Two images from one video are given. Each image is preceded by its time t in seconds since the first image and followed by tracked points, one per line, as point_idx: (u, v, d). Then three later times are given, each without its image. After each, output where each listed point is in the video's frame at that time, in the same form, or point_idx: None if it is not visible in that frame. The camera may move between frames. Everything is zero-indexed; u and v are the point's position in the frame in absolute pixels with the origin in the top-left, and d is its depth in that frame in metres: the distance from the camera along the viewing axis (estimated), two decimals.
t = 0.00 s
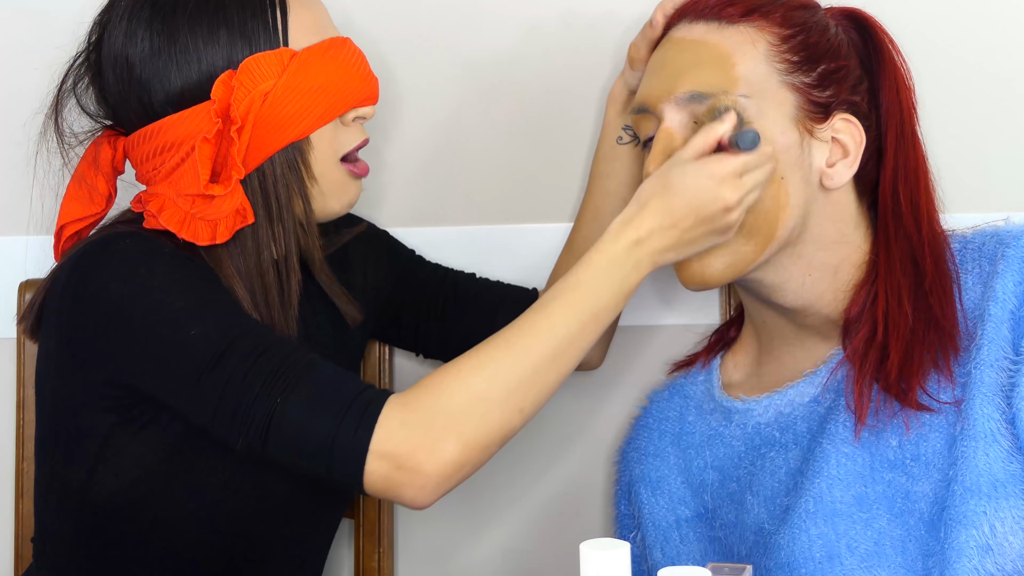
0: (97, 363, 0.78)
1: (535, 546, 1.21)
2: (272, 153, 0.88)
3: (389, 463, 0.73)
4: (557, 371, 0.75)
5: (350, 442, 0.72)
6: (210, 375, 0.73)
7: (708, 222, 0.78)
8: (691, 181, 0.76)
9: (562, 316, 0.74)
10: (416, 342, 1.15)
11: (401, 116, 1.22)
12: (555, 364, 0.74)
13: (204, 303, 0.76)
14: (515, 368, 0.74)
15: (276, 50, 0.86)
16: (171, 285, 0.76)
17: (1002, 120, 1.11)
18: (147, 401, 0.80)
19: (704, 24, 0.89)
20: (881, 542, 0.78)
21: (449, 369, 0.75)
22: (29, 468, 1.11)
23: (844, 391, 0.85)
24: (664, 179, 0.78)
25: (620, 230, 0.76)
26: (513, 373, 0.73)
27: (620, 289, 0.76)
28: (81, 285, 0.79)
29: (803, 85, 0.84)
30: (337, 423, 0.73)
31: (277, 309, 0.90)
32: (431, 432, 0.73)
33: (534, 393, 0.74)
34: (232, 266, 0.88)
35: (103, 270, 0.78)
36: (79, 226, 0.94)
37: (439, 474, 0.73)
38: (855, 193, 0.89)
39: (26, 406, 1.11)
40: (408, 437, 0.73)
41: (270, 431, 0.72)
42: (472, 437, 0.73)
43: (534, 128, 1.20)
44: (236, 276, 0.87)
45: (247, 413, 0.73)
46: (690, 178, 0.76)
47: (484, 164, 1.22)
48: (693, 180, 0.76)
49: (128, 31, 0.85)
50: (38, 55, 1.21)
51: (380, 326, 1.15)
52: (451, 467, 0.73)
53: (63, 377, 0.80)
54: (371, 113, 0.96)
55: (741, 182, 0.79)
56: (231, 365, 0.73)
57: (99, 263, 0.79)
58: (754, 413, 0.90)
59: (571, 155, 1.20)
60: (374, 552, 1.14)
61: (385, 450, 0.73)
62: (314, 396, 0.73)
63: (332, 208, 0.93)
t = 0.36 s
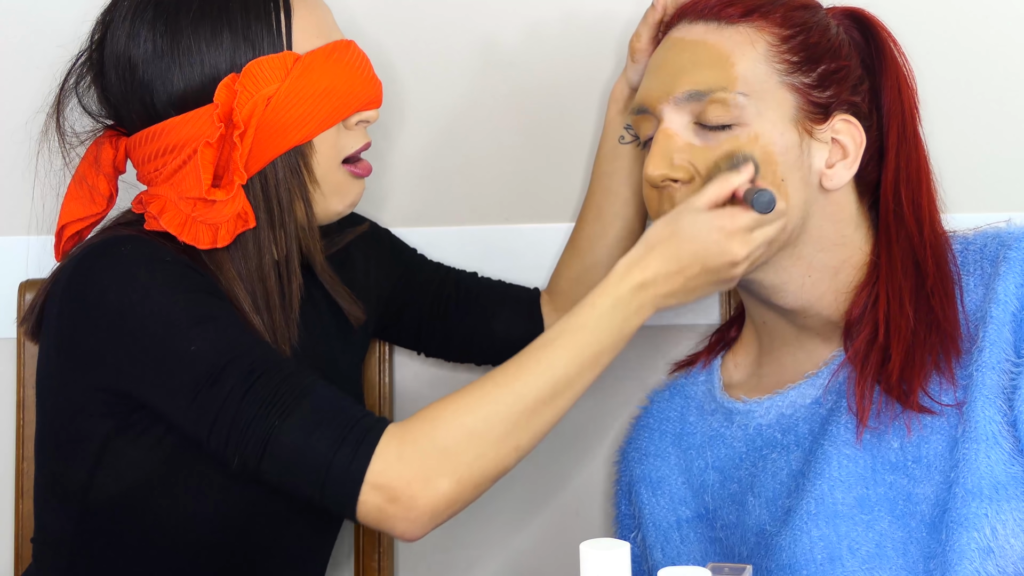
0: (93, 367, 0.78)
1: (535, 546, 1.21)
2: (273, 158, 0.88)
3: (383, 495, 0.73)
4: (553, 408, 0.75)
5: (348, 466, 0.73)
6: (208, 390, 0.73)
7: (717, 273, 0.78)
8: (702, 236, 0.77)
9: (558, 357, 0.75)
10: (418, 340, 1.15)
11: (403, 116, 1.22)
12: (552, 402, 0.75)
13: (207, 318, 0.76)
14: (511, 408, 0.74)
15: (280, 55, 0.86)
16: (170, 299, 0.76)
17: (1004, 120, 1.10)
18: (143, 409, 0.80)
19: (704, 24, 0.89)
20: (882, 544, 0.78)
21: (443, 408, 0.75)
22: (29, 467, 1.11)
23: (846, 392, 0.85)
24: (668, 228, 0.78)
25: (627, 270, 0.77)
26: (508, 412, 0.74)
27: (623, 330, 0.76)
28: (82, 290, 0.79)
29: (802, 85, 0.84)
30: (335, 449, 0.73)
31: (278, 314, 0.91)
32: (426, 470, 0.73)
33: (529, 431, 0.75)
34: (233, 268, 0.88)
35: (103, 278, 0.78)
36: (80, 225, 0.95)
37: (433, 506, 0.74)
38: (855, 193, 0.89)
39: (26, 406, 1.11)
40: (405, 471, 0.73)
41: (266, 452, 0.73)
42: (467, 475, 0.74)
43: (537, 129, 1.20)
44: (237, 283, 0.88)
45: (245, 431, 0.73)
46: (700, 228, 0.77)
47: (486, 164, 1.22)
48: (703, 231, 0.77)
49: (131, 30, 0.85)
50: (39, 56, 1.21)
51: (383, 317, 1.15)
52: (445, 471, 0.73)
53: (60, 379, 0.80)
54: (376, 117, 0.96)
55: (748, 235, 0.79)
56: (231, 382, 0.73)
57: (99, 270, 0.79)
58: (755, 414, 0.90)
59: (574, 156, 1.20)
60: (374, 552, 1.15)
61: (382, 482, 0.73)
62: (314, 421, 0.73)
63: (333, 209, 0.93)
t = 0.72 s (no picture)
0: (99, 364, 0.78)
1: (535, 545, 1.21)
2: (284, 153, 0.88)
3: (403, 475, 0.71)
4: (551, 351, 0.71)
5: (368, 448, 0.71)
6: (221, 382, 0.73)
7: (641, 163, 0.72)
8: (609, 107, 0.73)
9: (544, 310, 0.71)
10: (423, 338, 1.15)
11: (406, 116, 1.22)
12: (544, 347, 0.71)
13: (213, 311, 0.75)
14: (506, 362, 0.71)
15: (287, 51, 0.86)
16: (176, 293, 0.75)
17: (1004, 120, 1.10)
18: (154, 405, 0.79)
19: (703, 22, 0.88)
20: (883, 546, 0.78)
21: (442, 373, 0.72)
22: (29, 467, 1.12)
23: (847, 394, 0.85)
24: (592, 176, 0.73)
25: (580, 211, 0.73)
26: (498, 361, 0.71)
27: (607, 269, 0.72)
28: (88, 288, 0.78)
29: (801, 84, 0.84)
30: (352, 427, 0.71)
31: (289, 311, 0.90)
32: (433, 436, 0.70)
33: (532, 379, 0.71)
34: (242, 265, 0.88)
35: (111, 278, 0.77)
36: (87, 226, 0.95)
37: (452, 483, 0.71)
38: (855, 192, 0.89)
39: (26, 406, 1.12)
40: (417, 445, 0.71)
41: (284, 441, 0.72)
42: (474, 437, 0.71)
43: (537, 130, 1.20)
44: (247, 280, 0.88)
45: (261, 420, 0.72)
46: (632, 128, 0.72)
47: (489, 164, 1.22)
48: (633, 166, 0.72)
49: (138, 30, 0.85)
50: (44, 56, 1.22)
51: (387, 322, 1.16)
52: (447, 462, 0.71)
53: (63, 379, 0.80)
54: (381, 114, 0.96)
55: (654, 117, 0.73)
56: (242, 374, 0.72)
57: (106, 270, 0.78)
58: (755, 415, 0.90)
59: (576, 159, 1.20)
60: (374, 552, 1.15)
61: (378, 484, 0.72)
62: (329, 401, 0.72)
63: (348, 195, 0.94)
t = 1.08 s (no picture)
0: (101, 357, 0.77)
1: (535, 546, 1.21)
2: (280, 152, 0.88)
3: (427, 420, 0.73)
4: (545, 278, 0.76)
5: (386, 407, 0.73)
6: (233, 356, 0.73)
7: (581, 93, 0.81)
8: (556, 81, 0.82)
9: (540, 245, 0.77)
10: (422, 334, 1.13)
11: (406, 115, 1.22)
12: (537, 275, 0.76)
13: (217, 289, 0.76)
14: (507, 295, 0.75)
15: (286, 51, 0.86)
16: (184, 275, 0.76)
17: (1005, 121, 1.10)
18: (162, 393, 0.79)
19: (703, 21, 0.88)
20: (884, 546, 0.78)
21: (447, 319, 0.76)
22: (29, 467, 1.12)
23: (848, 394, 0.85)
24: (547, 134, 0.83)
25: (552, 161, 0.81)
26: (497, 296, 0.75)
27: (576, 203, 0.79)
28: (92, 277, 0.77)
29: (801, 83, 0.84)
30: (369, 387, 0.73)
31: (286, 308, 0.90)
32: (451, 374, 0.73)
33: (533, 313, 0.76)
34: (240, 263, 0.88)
35: (115, 265, 0.77)
36: (85, 223, 0.94)
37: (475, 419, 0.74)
38: (855, 191, 0.89)
39: (26, 406, 1.12)
40: (436, 388, 0.73)
41: (302, 404, 0.73)
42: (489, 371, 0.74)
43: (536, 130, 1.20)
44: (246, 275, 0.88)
45: (276, 387, 0.73)
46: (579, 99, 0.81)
47: (489, 164, 1.22)
48: (578, 105, 0.81)
49: (139, 28, 0.85)
50: (44, 56, 1.22)
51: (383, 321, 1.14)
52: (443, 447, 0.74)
53: (62, 377, 0.80)
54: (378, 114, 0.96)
55: (597, 71, 0.82)
56: (254, 344, 0.73)
57: (111, 256, 0.78)
58: (756, 415, 0.90)
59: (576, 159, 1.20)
60: (374, 552, 1.14)
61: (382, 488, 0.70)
62: (342, 363, 0.73)
63: (345, 194, 0.94)
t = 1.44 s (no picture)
0: (98, 357, 0.77)
1: (535, 545, 1.21)
2: (274, 150, 0.88)
3: (411, 410, 0.72)
4: (547, 297, 0.77)
5: (369, 405, 0.72)
6: (221, 347, 0.73)
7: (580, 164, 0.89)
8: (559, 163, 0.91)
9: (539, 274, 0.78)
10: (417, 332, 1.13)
11: (403, 115, 1.22)
12: (540, 289, 0.77)
13: (209, 284, 0.75)
14: (506, 311, 0.76)
15: (277, 49, 0.86)
16: (173, 272, 0.76)
17: (1005, 121, 1.10)
18: (159, 391, 0.79)
19: (704, 21, 0.89)
20: (884, 546, 0.78)
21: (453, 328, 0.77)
22: (29, 468, 1.11)
23: (848, 395, 0.85)
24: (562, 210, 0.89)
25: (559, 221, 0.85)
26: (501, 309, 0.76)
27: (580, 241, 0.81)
28: (86, 275, 0.77)
29: (802, 83, 0.84)
30: (353, 383, 0.72)
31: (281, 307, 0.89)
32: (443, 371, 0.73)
33: (534, 329, 0.76)
34: (235, 262, 0.87)
35: (107, 259, 0.77)
36: (82, 226, 0.94)
37: (453, 411, 0.73)
38: (856, 191, 0.89)
39: (26, 406, 1.11)
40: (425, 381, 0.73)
41: (285, 396, 0.72)
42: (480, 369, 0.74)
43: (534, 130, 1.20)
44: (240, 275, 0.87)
45: (260, 378, 0.72)
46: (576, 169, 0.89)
47: (488, 164, 1.22)
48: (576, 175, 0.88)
49: (130, 30, 0.84)
50: (41, 56, 1.21)
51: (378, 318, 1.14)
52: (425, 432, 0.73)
53: (59, 378, 0.80)
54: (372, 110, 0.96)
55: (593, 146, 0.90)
56: (243, 335, 0.73)
57: (103, 250, 0.78)
58: (756, 415, 0.90)
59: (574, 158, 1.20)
60: (374, 553, 1.14)
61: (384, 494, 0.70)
62: (326, 360, 0.73)
63: (338, 189, 0.93)
